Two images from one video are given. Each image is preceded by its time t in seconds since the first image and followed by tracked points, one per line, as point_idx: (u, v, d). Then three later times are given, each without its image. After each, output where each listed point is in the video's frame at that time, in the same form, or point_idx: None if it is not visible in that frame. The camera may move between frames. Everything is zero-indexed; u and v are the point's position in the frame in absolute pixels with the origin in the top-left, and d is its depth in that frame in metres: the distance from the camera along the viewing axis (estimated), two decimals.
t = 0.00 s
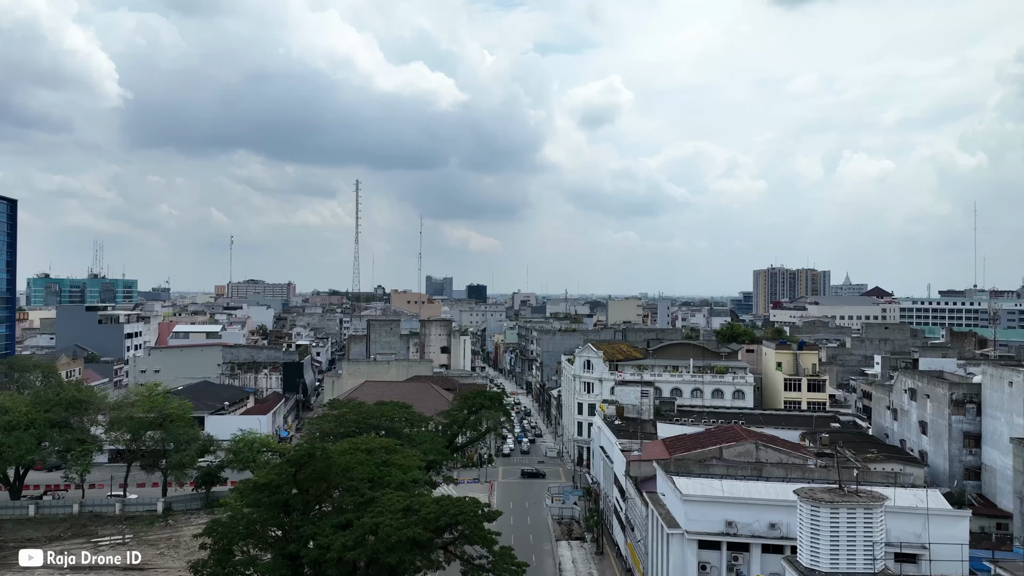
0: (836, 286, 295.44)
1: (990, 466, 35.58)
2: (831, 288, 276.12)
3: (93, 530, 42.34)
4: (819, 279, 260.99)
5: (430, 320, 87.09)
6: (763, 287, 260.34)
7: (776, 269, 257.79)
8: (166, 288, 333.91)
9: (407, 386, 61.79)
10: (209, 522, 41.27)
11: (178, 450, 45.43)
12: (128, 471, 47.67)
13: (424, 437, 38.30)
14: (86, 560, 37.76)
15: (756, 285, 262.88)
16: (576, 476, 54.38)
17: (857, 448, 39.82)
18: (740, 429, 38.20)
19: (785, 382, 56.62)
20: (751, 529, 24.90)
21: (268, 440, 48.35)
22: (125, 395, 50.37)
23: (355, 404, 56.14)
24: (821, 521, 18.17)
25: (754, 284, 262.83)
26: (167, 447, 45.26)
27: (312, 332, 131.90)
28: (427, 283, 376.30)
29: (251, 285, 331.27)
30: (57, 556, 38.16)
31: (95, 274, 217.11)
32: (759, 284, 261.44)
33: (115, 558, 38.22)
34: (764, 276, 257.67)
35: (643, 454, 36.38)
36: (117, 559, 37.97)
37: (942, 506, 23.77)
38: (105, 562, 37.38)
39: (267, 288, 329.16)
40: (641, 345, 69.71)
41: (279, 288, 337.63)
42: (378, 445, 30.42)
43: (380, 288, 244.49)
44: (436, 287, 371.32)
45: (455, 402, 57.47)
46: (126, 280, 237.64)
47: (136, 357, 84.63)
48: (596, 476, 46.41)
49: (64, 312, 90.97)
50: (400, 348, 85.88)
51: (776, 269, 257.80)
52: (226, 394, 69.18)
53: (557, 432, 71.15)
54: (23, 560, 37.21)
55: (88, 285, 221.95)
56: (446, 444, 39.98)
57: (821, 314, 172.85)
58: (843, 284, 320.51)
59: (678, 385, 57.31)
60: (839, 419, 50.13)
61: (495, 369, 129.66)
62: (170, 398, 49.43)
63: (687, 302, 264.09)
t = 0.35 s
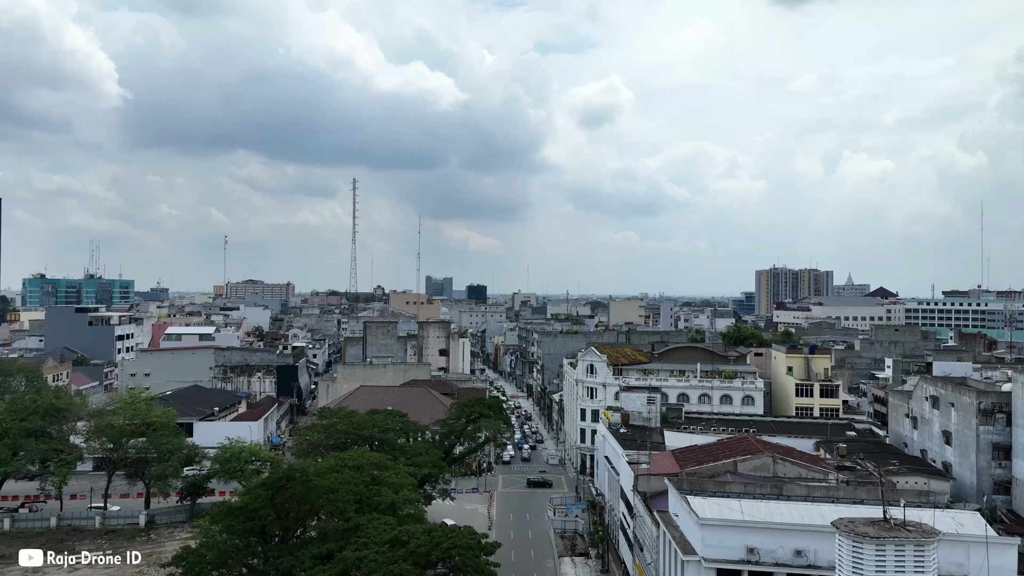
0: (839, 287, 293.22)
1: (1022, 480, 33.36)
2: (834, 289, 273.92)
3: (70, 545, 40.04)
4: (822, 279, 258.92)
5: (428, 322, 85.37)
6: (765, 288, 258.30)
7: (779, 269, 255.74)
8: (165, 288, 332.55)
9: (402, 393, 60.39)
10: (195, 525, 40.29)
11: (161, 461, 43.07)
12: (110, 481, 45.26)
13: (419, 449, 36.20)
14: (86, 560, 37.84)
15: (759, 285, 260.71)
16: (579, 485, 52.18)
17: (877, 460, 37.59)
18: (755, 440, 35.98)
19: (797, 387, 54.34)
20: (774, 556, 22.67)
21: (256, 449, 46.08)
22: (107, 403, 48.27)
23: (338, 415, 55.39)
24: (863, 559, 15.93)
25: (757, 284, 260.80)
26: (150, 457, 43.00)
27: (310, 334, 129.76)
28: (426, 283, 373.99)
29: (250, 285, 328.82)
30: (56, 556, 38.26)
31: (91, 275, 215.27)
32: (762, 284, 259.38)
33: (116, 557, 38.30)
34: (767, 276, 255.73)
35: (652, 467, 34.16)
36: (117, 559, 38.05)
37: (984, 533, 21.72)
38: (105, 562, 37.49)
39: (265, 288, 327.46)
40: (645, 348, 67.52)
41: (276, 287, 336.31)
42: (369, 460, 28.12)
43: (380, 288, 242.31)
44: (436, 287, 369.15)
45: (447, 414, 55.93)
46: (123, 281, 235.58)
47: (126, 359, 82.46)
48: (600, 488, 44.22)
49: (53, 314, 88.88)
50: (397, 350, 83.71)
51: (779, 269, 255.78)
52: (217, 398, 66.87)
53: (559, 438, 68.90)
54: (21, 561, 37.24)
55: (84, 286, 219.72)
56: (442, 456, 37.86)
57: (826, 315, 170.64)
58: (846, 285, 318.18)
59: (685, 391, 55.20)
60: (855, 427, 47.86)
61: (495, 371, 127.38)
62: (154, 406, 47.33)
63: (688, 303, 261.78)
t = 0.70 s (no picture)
0: (842, 288, 291.09)
1: None
2: (837, 289, 271.71)
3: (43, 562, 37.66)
4: (824, 280, 256.77)
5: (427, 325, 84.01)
6: (768, 288, 256.14)
7: (782, 269, 253.60)
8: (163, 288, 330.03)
9: (397, 399, 58.88)
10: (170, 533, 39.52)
11: (141, 473, 40.45)
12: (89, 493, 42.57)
13: (413, 465, 34.01)
14: (86, 560, 37.83)
15: (761, 285, 258.52)
16: (582, 496, 50.00)
17: (901, 473, 35.36)
18: (770, 452, 33.83)
19: (809, 394, 52.09)
20: None
21: (243, 459, 43.89)
22: (87, 411, 46.18)
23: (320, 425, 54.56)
24: None
25: (759, 284, 258.72)
26: (128, 468, 40.47)
27: (306, 335, 127.50)
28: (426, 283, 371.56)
29: (248, 286, 326.53)
30: (57, 555, 38.14)
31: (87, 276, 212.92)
32: (764, 284, 257.19)
33: (116, 557, 38.27)
34: (770, 277, 253.57)
35: (663, 482, 31.93)
36: (118, 559, 38.01)
37: None
38: (105, 562, 37.50)
39: (264, 288, 324.76)
40: (650, 352, 65.25)
41: (275, 288, 333.90)
42: (361, 479, 25.73)
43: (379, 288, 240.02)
44: (436, 287, 366.49)
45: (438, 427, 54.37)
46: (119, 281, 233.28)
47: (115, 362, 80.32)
48: (605, 500, 42.01)
49: (41, 317, 86.88)
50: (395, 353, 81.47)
51: (782, 269, 253.63)
52: (207, 403, 64.56)
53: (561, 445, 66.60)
54: (21, 560, 37.08)
55: (80, 286, 217.55)
56: (438, 469, 35.70)
57: (830, 316, 168.26)
58: (849, 286, 315.53)
59: (692, 397, 53.16)
60: (872, 436, 45.62)
61: (495, 373, 125.30)
62: (136, 414, 45.17)
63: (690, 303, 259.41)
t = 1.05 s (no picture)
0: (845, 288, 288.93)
1: None
2: (840, 290, 269.45)
3: None
4: (827, 280, 254.59)
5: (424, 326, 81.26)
6: (770, 288, 253.98)
7: (784, 269, 251.40)
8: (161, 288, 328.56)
9: (394, 405, 56.88)
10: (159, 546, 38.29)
11: (121, 486, 38.12)
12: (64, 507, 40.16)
13: (406, 481, 31.83)
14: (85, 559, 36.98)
15: (764, 285, 256.46)
16: (585, 508, 47.80)
17: (927, 487, 33.09)
18: (787, 465, 31.60)
19: (822, 400, 49.80)
20: None
21: (229, 471, 41.75)
22: (65, 420, 43.90)
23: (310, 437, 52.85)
24: None
25: (762, 284, 256.62)
26: (106, 480, 38.22)
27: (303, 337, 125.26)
28: (426, 283, 369.18)
29: (246, 287, 324.50)
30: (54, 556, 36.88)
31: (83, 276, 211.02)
32: (766, 284, 254.98)
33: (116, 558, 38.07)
34: (772, 276, 251.45)
35: (675, 498, 29.71)
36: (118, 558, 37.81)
37: None
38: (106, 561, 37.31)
39: (262, 289, 322.98)
40: (655, 356, 63.01)
41: (274, 288, 332.32)
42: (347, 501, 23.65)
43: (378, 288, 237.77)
44: (436, 288, 364.52)
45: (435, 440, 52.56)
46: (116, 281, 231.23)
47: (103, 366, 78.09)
48: (611, 514, 39.77)
49: (28, 319, 84.60)
50: (392, 355, 79.21)
51: (784, 269, 251.43)
52: (197, 409, 62.26)
53: (564, 451, 64.35)
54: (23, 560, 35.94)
55: (76, 286, 215.51)
56: (433, 484, 33.52)
57: (835, 317, 166.06)
58: (851, 286, 313.50)
59: (700, 403, 50.99)
60: (891, 445, 43.34)
61: (495, 374, 123.13)
62: (115, 422, 42.88)
63: (692, 304, 257.16)
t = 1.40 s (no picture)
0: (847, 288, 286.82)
1: None
2: (843, 290, 267.25)
3: None
4: (830, 280, 252.47)
5: (422, 328, 79.08)
6: (773, 288, 251.85)
7: (787, 269, 249.26)
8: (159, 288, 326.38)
9: (387, 410, 54.73)
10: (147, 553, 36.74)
11: (97, 500, 35.85)
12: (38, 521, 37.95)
13: (397, 497, 29.69)
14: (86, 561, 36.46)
15: (767, 285, 254.37)
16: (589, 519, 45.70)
17: (957, 503, 30.86)
18: (807, 479, 29.38)
19: (836, 407, 47.62)
20: None
21: (213, 481, 39.56)
22: (40, 428, 41.70)
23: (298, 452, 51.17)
24: None
25: (764, 284, 254.57)
26: (81, 492, 35.94)
27: (300, 338, 123.17)
28: (426, 283, 366.99)
29: (245, 287, 322.46)
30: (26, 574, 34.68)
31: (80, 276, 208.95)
32: (769, 284, 252.92)
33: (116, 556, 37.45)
34: (775, 276, 249.38)
35: (688, 516, 27.51)
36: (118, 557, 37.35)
37: None
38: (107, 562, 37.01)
39: (261, 289, 320.87)
40: (660, 359, 60.86)
41: (273, 288, 330.46)
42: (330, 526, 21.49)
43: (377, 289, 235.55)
44: (435, 288, 362.36)
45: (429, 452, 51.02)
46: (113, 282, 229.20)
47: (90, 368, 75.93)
48: (617, 529, 37.66)
49: (16, 321, 82.52)
50: (389, 358, 77.04)
51: (787, 269, 249.30)
52: (186, 414, 60.01)
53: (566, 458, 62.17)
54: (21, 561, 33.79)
55: (73, 286, 213.52)
56: (427, 499, 31.40)
57: (839, 317, 163.89)
58: (854, 286, 311.19)
59: (708, 409, 48.92)
60: (911, 454, 41.13)
61: (496, 376, 121.03)
62: (93, 431, 40.68)
63: (693, 304, 254.94)
